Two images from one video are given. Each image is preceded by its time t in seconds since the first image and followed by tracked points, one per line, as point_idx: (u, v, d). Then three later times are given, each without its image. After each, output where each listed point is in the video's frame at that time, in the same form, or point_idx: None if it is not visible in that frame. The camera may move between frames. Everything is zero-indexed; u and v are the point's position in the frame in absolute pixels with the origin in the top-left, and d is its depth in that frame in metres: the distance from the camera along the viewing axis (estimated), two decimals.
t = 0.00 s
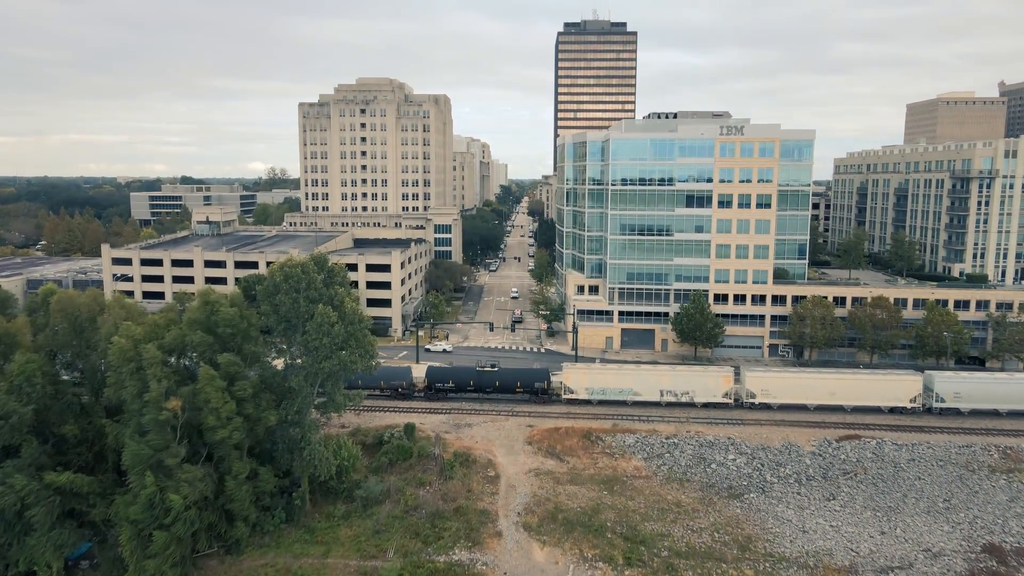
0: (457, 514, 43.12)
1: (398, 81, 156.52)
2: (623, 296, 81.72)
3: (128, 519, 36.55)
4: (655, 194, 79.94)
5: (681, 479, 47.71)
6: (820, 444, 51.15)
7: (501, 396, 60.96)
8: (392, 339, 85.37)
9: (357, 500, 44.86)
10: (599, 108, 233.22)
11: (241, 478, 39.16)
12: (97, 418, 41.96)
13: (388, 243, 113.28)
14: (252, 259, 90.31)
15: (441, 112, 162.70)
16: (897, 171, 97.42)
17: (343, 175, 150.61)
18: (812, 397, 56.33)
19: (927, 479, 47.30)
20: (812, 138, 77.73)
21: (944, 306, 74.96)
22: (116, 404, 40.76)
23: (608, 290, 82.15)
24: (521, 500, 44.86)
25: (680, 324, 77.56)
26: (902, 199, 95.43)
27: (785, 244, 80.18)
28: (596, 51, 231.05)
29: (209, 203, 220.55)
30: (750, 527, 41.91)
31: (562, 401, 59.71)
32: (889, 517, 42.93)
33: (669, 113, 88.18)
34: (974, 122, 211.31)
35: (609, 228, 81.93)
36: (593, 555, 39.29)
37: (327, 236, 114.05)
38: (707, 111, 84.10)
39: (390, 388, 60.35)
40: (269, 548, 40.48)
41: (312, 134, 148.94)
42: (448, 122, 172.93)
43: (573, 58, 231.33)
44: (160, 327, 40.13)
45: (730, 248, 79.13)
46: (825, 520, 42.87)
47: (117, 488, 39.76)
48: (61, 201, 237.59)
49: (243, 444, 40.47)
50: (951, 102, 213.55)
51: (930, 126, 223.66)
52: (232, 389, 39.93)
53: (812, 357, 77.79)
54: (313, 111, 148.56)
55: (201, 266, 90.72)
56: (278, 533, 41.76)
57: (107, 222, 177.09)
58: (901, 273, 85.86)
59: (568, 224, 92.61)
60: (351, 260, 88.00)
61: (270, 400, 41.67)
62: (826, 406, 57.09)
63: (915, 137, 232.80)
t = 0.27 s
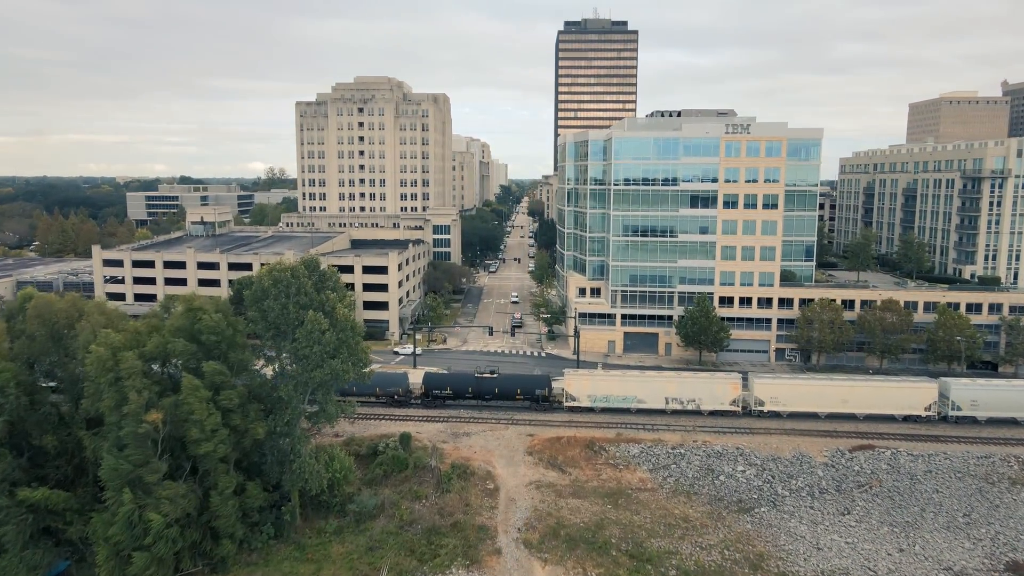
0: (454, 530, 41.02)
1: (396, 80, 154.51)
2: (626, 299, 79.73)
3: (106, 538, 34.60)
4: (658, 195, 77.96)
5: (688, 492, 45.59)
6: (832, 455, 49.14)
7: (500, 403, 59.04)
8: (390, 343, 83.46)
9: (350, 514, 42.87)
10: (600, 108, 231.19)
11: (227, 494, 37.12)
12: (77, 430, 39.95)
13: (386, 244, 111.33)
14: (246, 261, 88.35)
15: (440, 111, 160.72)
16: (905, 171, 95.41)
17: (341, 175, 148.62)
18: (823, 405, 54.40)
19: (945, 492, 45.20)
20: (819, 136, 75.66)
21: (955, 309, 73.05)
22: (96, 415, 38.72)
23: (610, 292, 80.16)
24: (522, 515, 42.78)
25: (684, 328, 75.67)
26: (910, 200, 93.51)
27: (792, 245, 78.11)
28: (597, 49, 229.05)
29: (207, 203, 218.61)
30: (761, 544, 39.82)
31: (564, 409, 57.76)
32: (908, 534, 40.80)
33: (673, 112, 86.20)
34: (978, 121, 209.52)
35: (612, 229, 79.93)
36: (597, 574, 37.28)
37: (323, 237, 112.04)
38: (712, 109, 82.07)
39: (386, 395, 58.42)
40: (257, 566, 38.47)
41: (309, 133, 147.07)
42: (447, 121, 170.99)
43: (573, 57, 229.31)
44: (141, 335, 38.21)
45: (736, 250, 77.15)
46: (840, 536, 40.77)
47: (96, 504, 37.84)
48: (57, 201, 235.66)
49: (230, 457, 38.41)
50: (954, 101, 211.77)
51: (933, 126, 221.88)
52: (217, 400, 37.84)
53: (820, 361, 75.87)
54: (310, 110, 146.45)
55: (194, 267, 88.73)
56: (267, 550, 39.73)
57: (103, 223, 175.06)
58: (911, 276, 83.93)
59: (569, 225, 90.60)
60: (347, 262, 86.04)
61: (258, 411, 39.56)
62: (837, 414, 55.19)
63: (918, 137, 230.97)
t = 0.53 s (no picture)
0: (452, 548, 38.92)
1: (395, 79, 152.29)
2: (629, 301, 77.68)
3: (81, 560, 32.54)
4: (662, 195, 75.98)
5: (696, 506, 43.50)
6: (846, 467, 47.14)
7: (500, 411, 57.05)
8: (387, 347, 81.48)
9: (342, 530, 40.81)
10: (601, 107, 229.23)
11: (211, 511, 34.91)
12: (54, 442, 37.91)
13: (384, 245, 109.34)
14: (240, 262, 86.34)
15: (439, 110, 158.70)
16: (913, 171, 93.43)
17: (338, 174, 146.58)
18: (835, 413, 52.42)
19: (965, 507, 43.11)
20: (828, 135, 73.75)
21: (968, 313, 71.07)
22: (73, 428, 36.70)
23: (613, 295, 78.13)
24: (522, 531, 40.71)
25: (689, 331, 73.67)
26: (919, 200, 91.50)
27: (799, 247, 76.15)
28: (598, 48, 227.00)
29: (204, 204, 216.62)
30: (774, 563, 37.70)
31: (566, 417, 55.77)
32: (928, 551, 38.64)
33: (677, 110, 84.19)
34: (981, 121, 207.72)
35: (614, 230, 77.88)
36: None
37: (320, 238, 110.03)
38: (717, 107, 80.19)
39: (381, 402, 56.44)
40: None
41: (306, 132, 145.29)
42: (447, 121, 169.04)
43: (574, 56, 227.33)
44: (120, 344, 36.17)
45: (742, 252, 75.12)
46: (858, 554, 38.64)
47: (73, 521, 35.73)
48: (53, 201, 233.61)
49: (216, 471, 36.27)
50: (958, 100, 209.89)
51: (936, 125, 219.95)
52: (200, 410, 35.61)
53: (828, 366, 73.88)
54: (307, 109, 144.70)
55: (186, 269, 86.71)
56: (254, 569, 37.61)
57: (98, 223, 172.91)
58: (920, 278, 81.92)
59: (571, 226, 88.60)
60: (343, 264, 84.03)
61: (245, 422, 37.36)
62: (849, 423, 53.20)
63: (921, 137, 228.96)
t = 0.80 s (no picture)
0: (448, 568, 36.82)
1: (393, 77, 150.08)
2: (632, 305, 75.67)
3: None
4: (667, 195, 73.93)
5: (705, 522, 41.37)
6: (861, 480, 45.11)
7: (500, 420, 55.01)
8: (383, 351, 79.45)
9: (333, 548, 38.59)
10: (601, 107, 227.28)
11: (193, 530, 32.66)
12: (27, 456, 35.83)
13: (381, 247, 107.31)
14: (233, 264, 84.28)
15: (438, 109, 156.75)
16: (922, 171, 91.44)
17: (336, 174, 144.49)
18: (848, 422, 50.39)
19: (987, 522, 40.99)
20: (837, 134, 71.77)
21: (981, 317, 69.07)
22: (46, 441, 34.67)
23: (615, 298, 76.10)
24: (523, 549, 38.62)
25: (694, 336, 71.70)
26: (928, 201, 89.52)
27: (807, 248, 74.13)
28: (599, 47, 225.01)
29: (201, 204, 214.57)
30: None
31: (568, 426, 53.73)
32: (952, 570, 36.44)
33: (680, 108, 82.18)
34: (984, 121, 205.95)
35: (617, 231, 75.83)
36: None
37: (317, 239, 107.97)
38: (722, 105, 78.20)
39: (376, 411, 54.41)
40: None
41: (303, 131, 143.49)
42: (446, 120, 167.10)
43: (574, 55, 225.32)
44: (96, 354, 34.22)
45: (749, 254, 73.10)
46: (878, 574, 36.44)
47: (46, 541, 33.53)
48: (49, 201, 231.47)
49: (198, 488, 34.05)
50: (961, 100, 208.13)
51: (939, 126, 218.10)
52: (181, 423, 33.32)
53: (837, 371, 71.84)
54: (304, 107, 143.09)
55: (178, 271, 84.67)
56: None
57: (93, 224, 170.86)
58: (931, 280, 79.91)
59: (573, 226, 86.58)
60: (339, 266, 81.98)
61: (230, 436, 35.11)
62: (863, 433, 51.17)
63: (924, 137, 227.07)
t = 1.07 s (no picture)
0: None
1: (391, 76, 148.08)
2: (635, 308, 73.65)
3: None
4: (671, 196, 71.90)
5: (714, 539, 39.25)
6: (878, 494, 43.05)
7: (499, 428, 53.00)
8: (380, 356, 77.44)
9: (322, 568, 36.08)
10: (602, 106, 225.29)
11: (172, 552, 30.47)
12: None
13: (379, 247, 105.30)
14: (226, 266, 82.23)
15: (437, 108, 154.71)
16: (932, 170, 89.42)
17: (333, 174, 142.40)
18: (862, 432, 48.40)
19: (1012, 540, 38.89)
20: (846, 133, 69.73)
21: (996, 321, 67.04)
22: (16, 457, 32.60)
23: (618, 301, 74.10)
24: (523, 569, 36.54)
25: (699, 340, 69.69)
26: (938, 201, 87.51)
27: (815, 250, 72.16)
28: (600, 46, 222.78)
29: (198, 204, 212.64)
30: None
31: (570, 435, 51.72)
32: None
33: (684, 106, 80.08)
34: (988, 120, 204.07)
35: (619, 233, 73.81)
36: None
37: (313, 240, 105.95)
38: (728, 103, 76.14)
39: (371, 419, 52.42)
40: None
41: (300, 130, 141.09)
42: (445, 119, 165.07)
43: (575, 54, 223.25)
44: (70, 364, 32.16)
45: (755, 256, 71.05)
46: None
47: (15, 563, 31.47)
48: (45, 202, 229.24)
49: (180, 506, 31.99)
50: (964, 100, 206.34)
51: (943, 125, 216.22)
52: (160, 438, 31.24)
53: (847, 377, 69.84)
54: (301, 106, 140.38)
55: (170, 273, 82.64)
56: None
57: (87, 224, 168.82)
58: (942, 283, 77.88)
59: (574, 228, 84.49)
60: (334, 268, 79.92)
61: (213, 451, 33.05)
62: (877, 442, 49.17)
63: (927, 137, 225.20)
